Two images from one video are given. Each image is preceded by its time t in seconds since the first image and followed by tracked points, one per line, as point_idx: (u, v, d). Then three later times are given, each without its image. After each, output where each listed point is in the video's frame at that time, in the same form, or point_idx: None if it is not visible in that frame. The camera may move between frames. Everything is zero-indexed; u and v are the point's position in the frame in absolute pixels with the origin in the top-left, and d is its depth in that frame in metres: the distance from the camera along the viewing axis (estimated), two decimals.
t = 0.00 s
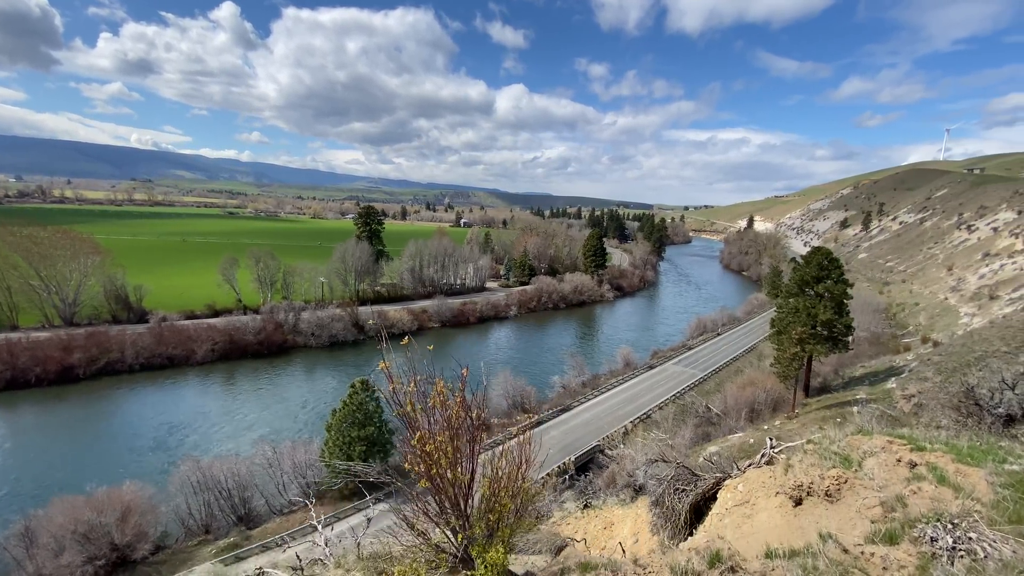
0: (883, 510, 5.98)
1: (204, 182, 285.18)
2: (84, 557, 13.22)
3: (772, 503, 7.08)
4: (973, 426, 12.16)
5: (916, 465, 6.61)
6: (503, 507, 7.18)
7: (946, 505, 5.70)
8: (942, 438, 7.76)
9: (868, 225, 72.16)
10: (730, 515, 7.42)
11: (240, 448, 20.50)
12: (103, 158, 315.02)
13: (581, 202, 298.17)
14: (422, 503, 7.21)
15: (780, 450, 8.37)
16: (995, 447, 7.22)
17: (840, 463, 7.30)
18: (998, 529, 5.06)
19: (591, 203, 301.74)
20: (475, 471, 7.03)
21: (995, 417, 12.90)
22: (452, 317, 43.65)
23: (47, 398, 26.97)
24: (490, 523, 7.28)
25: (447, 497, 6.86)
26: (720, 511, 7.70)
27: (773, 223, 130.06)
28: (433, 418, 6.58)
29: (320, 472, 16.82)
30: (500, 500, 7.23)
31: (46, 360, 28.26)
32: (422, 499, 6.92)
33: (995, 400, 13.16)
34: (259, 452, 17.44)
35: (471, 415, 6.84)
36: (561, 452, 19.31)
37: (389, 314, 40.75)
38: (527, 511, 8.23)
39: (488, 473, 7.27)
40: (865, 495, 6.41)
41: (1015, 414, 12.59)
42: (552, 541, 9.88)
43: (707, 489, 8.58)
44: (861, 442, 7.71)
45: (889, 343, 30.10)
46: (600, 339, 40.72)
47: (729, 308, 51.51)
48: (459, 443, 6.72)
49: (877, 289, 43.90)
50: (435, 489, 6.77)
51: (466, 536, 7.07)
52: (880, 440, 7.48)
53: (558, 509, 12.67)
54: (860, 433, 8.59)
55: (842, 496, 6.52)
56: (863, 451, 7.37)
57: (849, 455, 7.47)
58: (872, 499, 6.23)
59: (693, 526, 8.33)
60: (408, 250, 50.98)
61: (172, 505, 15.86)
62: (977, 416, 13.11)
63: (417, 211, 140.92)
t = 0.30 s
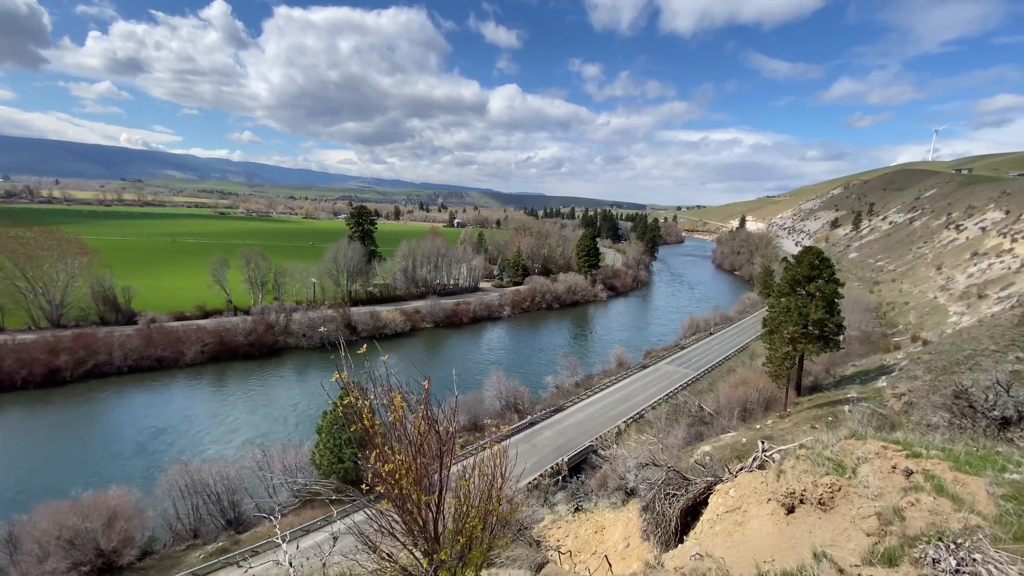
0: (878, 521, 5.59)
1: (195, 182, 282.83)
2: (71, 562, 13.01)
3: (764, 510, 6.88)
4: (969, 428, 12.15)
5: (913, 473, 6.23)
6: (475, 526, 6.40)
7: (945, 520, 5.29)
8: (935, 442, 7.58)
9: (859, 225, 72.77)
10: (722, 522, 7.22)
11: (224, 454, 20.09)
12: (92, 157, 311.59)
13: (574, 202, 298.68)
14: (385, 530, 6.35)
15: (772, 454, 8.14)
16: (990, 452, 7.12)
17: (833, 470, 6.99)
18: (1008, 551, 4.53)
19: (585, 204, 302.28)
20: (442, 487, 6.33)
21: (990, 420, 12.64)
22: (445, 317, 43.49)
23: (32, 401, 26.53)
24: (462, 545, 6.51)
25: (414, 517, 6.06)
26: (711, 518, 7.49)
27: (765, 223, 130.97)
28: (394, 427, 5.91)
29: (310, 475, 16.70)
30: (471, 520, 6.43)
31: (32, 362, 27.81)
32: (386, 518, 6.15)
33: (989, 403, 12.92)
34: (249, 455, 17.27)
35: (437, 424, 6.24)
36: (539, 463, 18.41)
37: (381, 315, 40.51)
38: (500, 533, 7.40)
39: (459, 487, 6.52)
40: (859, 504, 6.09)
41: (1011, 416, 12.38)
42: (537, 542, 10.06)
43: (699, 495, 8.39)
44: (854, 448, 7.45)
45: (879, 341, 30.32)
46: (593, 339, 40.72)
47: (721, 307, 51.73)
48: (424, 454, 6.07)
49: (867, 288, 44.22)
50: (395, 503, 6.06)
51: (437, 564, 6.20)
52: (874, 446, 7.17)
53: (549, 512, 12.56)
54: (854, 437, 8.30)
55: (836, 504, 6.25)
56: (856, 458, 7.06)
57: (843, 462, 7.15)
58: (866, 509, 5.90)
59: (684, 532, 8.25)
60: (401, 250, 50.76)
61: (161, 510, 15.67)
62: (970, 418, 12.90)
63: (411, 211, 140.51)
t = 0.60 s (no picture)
0: (878, 533, 5.58)
1: (186, 183, 280.83)
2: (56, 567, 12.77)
3: (758, 518, 6.78)
4: (961, 426, 12.17)
5: (913, 482, 6.26)
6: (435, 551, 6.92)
7: (951, 534, 5.25)
8: (930, 447, 7.55)
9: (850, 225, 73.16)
10: (714, 529, 7.06)
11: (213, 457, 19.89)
12: (82, 157, 308.27)
13: (568, 202, 298.81)
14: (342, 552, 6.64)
15: (765, 458, 8.02)
16: (982, 455, 7.17)
17: (829, 477, 6.98)
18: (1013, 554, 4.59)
19: (579, 204, 302.44)
20: (401, 512, 6.88)
21: (988, 423, 11.83)
22: (439, 318, 43.31)
23: (18, 404, 26.08)
24: (427, 567, 6.99)
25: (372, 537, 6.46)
26: (703, 525, 7.31)
27: (757, 224, 131.57)
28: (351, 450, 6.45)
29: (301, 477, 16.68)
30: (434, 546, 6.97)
31: (19, 364, 27.35)
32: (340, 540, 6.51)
33: (988, 406, 12.08)
34: (239, 458, 17.15)
35: (388, 441, 6.94)
36: (514, 475, 17.54)
37: (375, 315, 40.30)
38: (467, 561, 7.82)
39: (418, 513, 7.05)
40: (856, 512, 6.12)
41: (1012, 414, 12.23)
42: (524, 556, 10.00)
43: (691, 499, 8.29)
44: (851, 453, 7.47)
45: (871, 340, 30.54)
46: (587, 339, 40.70)
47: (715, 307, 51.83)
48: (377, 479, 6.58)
49: (859, 288, 44.46)
50: (353, 527, 6.47)
51: None
52: (871, 451, 7.26)
53: (540, 516, 12.51)
54: (849, 440, 8.29)
55: (832, 514, 6.24)
56: (852, 464, 7.11)
57: (839, 467, 7.18)
58: (866, 516, 5.95)
59: (676, 537, 8.14)
60: (395, 250, 50.50)
61: (148, 514, 15.46)
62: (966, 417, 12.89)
63: (405, 211, 139.88)
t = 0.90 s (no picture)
0: (876, 554, 5.46)
1: (179, 183, 278.75)
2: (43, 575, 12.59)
3: (751, 530, 6.70)
4: (955, 429, 12.19)
5: (912, 496, 6.16)
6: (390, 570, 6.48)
7: (954, 558, 5.11)
8: (926, 455, 7.50)
9: (844, 224, 73.55)
10: (706, 540, 7.04)
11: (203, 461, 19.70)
12: (73, 157, 305.56)
13: (564, 203, 299.01)
14: None
15: (758, 464, 7.92)
16: (979, 464, 7.11)
17: (824, 489, 6.88)
18: None
19: (574, 204, 302.85)
20: (356, 535, 6.43)
21: (986, 430, 11.54)
22: (434, 319, 43.16)
23: (7, 407, 25.75)
24: None
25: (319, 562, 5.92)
26: (696, 535, 7.28)
27: (752, 224, 132.11)
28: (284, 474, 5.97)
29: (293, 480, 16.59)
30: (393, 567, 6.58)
31: (8, 367, 26.99)
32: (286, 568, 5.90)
33: (984, 412, 11.79)
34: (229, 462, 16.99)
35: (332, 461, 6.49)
36: (496, 485, 16.94)
37: (369, 316, 40.09)
38: None
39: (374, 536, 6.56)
40: (852, 528, 6.03)
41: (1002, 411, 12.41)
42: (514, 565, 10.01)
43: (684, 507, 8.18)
44: (846, 462, 7.40)
45: (864, 340, 30.68)
46: (582, 339, 40.67)
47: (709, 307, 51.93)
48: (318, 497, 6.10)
49: (852, 288, 44.68)
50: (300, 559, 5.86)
51: None
52: (868, 461, 7.21)
53: (533, 520, 12.46)
54: (844, 448, 8.23)
55: (827, 528, 6.14)
56: (848, 475, 7.04)
57: (834, 478, 7.09)
58: (863, 533, 5.85)
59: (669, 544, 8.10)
60: (389, 251, 50.34)
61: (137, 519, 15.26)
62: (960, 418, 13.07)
63: (400, 211, 139.56)
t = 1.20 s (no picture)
0: (874, 571, 5.35)
1: (174, 184, 276.96)
2: None
3: (743, 539, 6.65)
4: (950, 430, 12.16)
5: (909, 508, 6.08)
6: None
7: None
8: (923, 462, 7.44)
9: (839, 225, 73.80)
10: (698, 550, 6.97)
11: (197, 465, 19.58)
12: (67, 157, 303.58)
13: (560, 204, 299.19)
14: None
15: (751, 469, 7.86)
16: (976, 472, 7.07)
17: (818, 498, 6.84)
18: None
19: (570, 205, 303.19)
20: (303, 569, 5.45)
21: (985, 435, 10.66)
22: (430, 320, 43.02)
23: None
24: None
25: None
26: (688, 543, 7.23)
27: (747, 224, 132.55)
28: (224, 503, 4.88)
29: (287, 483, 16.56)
30: None
31: None
32: None
33: (983, 416, 10.87)
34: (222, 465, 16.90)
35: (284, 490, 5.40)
36: (490, 487, 16.89)
37: (364, 318, 39.93)
38: None
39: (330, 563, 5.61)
40: (847, 541, 5.94)
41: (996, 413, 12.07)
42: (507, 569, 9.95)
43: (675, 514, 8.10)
44: (841, 471, 7.35)
45: (859, 340, 30.76)
46: (578, 340, 40.63)
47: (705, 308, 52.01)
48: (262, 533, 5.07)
49: (847, 288, 44.82)
50: None
51: None
52: (863, 469, 7.19)
53: (526, 524, 12.34)
54: (839, 454, 8.21)
55: (822, 540, 6.09)
56: (843, 483, 7.00)
57: (829, 487, 7.03)
58: (858, 547, 5.76)
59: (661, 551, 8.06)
60: (385, 251, 50.20)
61: (128, 523, 15.11)
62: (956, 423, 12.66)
63: (396, 212, 139.28)
